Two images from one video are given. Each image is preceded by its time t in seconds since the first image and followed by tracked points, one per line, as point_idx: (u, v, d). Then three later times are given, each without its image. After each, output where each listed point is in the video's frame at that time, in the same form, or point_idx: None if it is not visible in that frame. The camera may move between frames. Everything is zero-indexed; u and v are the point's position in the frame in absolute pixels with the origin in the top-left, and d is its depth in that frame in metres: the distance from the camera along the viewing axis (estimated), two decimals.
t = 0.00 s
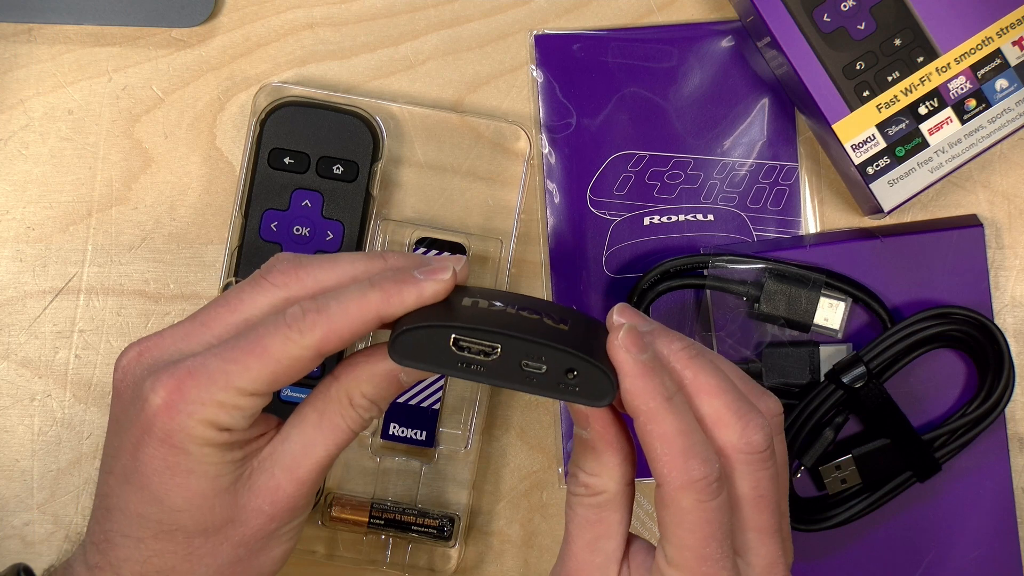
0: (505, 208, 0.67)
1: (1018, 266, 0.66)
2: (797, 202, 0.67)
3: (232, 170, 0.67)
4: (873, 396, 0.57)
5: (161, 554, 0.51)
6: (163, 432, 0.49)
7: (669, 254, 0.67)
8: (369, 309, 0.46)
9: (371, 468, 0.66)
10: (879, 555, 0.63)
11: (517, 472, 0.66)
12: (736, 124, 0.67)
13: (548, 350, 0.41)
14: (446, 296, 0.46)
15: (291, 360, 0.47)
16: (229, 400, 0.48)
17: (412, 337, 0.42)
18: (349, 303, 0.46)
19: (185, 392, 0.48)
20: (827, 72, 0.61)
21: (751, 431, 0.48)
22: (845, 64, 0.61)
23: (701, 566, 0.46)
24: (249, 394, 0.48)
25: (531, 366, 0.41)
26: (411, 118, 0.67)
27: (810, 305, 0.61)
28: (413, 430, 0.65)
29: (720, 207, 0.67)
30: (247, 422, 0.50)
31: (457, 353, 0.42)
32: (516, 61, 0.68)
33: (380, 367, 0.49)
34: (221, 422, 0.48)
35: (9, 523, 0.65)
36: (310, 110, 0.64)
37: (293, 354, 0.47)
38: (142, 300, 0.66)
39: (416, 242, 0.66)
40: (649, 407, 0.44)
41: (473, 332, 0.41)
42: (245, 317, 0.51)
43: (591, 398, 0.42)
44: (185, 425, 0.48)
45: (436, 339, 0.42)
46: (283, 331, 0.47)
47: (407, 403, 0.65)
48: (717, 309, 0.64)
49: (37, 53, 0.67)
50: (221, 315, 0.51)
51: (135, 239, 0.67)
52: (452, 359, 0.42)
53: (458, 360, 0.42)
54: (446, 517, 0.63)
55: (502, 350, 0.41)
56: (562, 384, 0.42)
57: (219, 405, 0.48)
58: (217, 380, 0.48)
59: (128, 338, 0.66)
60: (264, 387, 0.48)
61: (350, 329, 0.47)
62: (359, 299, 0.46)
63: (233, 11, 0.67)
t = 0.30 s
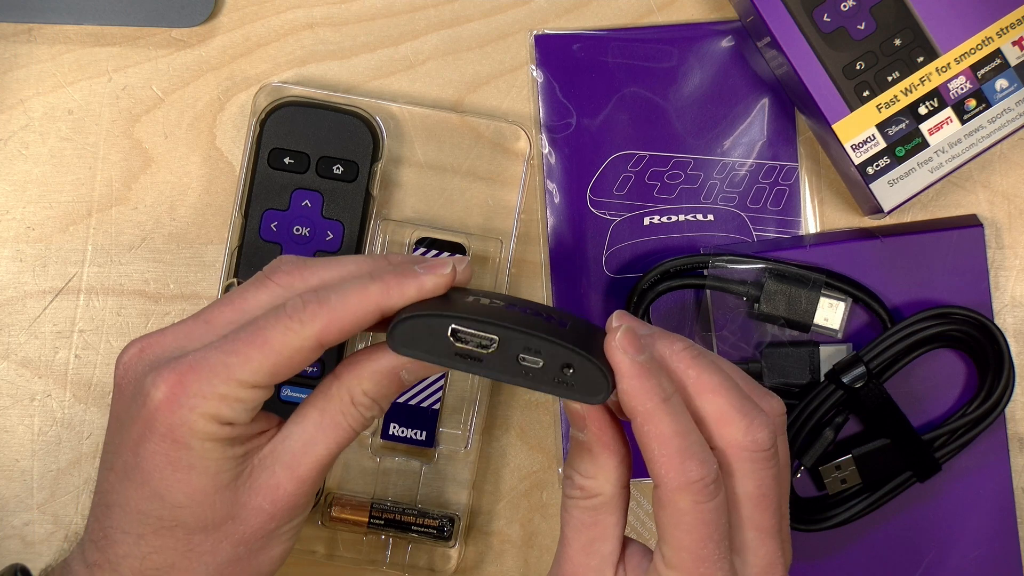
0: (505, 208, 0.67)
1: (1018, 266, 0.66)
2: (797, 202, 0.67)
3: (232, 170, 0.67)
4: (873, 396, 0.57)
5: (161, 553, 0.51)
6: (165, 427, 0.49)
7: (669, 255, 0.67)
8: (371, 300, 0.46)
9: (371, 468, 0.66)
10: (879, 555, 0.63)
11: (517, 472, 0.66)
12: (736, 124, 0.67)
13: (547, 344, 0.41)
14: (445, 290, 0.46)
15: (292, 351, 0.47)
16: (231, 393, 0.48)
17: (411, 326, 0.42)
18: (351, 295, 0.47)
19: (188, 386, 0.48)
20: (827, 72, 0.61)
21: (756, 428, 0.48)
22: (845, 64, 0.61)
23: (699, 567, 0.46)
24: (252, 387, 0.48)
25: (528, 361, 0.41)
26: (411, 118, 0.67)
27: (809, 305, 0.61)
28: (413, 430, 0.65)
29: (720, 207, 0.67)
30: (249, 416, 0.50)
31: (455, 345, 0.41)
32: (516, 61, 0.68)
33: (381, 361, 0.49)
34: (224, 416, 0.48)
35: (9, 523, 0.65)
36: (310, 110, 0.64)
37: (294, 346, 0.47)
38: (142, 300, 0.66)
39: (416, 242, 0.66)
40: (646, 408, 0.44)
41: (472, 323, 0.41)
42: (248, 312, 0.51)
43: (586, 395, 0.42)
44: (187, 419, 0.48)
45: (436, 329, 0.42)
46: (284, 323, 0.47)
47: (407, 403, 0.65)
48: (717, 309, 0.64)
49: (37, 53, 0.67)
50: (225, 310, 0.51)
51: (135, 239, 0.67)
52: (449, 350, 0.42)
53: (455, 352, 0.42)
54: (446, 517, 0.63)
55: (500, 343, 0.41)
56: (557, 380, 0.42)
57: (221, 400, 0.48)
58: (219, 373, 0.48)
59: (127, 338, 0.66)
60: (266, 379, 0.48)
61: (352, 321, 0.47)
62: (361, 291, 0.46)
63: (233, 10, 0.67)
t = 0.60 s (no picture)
0: (505, 208, 0.67)
1: (1018, 266, 0.66)
2: (797, 202, 0.67)
3: (232, 170, 0.67)
4: (873, 396, 0.57)
5: (161, 552, 0.51)
6: (165, 422, 0.49)
7: (668, 255, 0.67)
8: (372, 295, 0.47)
9: (371, 468, 0.66)
10: (879, 555, 0.63)
11: (516, 472, 0.66)
12: (736, 124, 0.67)
13: (547, 326, 0.41)
14: (445, 291, 0.48)
15: (294, 345, 0.47)
16: (232, 388, 0.48)
17: (413, 314, 0.42)
18: (353, 291, 0.47)
19: (189, 380, 0.48)
20: (827, 72, 0.61)
21: (745, 432, 0.48)
22: (845, 64, 0.61)
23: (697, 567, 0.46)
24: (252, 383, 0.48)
25: (528, 345, 0.41)
26: (411, 118, 0.67)
27: (809, 305, 0.61)
28: (413, 430, 0.65)
29: (720, 207, 0.67)
30: (251, 412, 0.50)
31: (456, 332, 0.42)
32: (516, 61, 0.68)
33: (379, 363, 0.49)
34: (225, 412, 0.48)
35: (9, 523, 0.65)
36: (310, 110, 0.64)
37: (294, 341, 0.47)
38: (142, 300, 0.66)
39: (416, 243, 0.66)
40: (645, 434, 0.43)
41: (472, 307, 0.41)
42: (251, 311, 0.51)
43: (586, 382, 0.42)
44: (188, 415, 0.48)
45: (437, 316, 0.42)
46: (286, 316, 0.47)
47: (408, 404, 0.64)
48: (717, 309, 0.64)
49: (37, 53, 0.67)
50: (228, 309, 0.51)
51: (135, 239, 0.67)
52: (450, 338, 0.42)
53: (456, 338, 0.42)
54: (446, 517, 0.63)
55: (500, 326, 0.41)
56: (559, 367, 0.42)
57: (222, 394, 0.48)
58: (219, 367, 0.48)
59: (127, 338, 0.66)
60: (267, 373, 0.48)
61: (352, 317, 0.48)
62: (362, 286, 0.47)
63: (233, 10, 0.67)
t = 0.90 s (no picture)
0: (505, 208, 0.67)
1: (1018, 266, 0.66)
2: (797, 202, 0.67)
3: (232, 170, 0.67)
4: (873, 396, 0.57)
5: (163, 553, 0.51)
6: (163, 414, 0.49)
7: (668, 255, 0.67)
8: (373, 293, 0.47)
9: (371, 468, 0.66)
10: (879, 555, 0.63)
11: (516, 472, 0.66)
12: (736, 124, 0.67)
13: (558, 318, 0.40)
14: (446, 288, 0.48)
15: (293, 338, 0.47)
16: (230, 381, 0.48)
17: (421, 298, 0.40)
18: (354, 286, 0.47)
19: (189, 372, 0.48)
20: (827, 72, 0.61)
21: (740, 415, 0.48)
22: (845, 64, 0.61)
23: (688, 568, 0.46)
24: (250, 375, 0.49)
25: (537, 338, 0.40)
26: (411, 118, 0.67)
27: (809, 305, 0.61)
28: (413, 430, 0.65)
29: (720, 207, 0.67)
30: (248, 405, 0.50)
31: (464, 317, 0.40)
32: (516, 61, 0.68)
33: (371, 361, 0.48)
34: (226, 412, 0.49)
35: (9, 523, 0.65)
36: (310, 110, 0.64)
37: (293, 334, 0.47)
38: (142, 300, 0.66)
39: (416, 243, 0.66)
40: (640, 423, 0.43)
41: (485, 294, 0.40)
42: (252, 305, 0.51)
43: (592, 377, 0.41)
44: (185, 406, 0.48)
45: (445, 301, 0.40)
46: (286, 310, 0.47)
47: (408, 404, 0.64)
48: (717, 309, 0.64)
49: (37, 53, 0.67)
50: (232, 306, 0.51)
51: (135, 239, 0.67)
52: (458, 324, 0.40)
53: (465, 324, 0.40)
54: (446, 517, 0.63)
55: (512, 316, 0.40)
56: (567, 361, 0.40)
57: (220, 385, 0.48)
58: (219, 360, 0.48)
59: (128, 338, 0.66)
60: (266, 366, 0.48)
61: (352, 312, 0.48)
62: (362, 282, 0.47)
63: (233, 11, 0.67)
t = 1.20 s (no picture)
0: (505, 208, 0.67)
1: (1018, 265, 0.66)
2: (797, 202, 0.67)
3: (233, 170, 0.67)
4: (873, 396, 0.57)
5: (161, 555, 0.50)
6: (159, 390, 0.49)
7: (669, 255, 0.67)
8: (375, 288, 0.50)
9: (371, 468, 0.66)
10: (880, 555, 0.63)
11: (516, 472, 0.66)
12: (736, 124, 0.67)
13: (559, 308, 0.40)
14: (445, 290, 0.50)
15: (294, 322, 0.49)
16: (226, 361, 0.49)
17: (425, 282, 0.41)
18: (358, 280, 0.50)
19: (188, 349, 0.49)
20: (828, 72, 0.61)
21: (705, 401, 0.50)
22: (845, 64, 0.61)
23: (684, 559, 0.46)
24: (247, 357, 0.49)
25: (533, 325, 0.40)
26: (411, 118, 0.67)
27: (809, 305, 0.60)
28: (413, 430, 0.65)
29: (720, 207, 0.67)
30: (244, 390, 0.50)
31: (466, 304, 0.40)
32: (516, 61, 0.68)
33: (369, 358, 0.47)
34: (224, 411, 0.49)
35: (9, 523, 0.65)
36: (310, 111, 0.64)
37: (293, 318, 0.49)
38: (142, 300, 0.66)
39: (416, 243, 0.66)
40: (642, 404, 0.43)
41: (487, 281, 0.40)
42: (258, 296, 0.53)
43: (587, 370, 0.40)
44: (180, 382, 0.48)
45: (449, 286, 0.41)
46: (292, 293, 0.49)
47: (408, 404, 0.64)
48: (717, 309, 0.64)
49: (37, 53, 0.67)
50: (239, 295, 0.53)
51: (135, 239, 0.67)
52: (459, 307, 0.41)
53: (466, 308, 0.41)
54: (446, 517, 0.63)
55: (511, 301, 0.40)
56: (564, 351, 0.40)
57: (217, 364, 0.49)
58: (220, 338, 0.49)
59: (128, 338, 0.66)
60: (263, 349, 0.49)
61: (352, 303, 0.50)
62: (367, 276, 0.50)
63: (233, 10, 0.67)
